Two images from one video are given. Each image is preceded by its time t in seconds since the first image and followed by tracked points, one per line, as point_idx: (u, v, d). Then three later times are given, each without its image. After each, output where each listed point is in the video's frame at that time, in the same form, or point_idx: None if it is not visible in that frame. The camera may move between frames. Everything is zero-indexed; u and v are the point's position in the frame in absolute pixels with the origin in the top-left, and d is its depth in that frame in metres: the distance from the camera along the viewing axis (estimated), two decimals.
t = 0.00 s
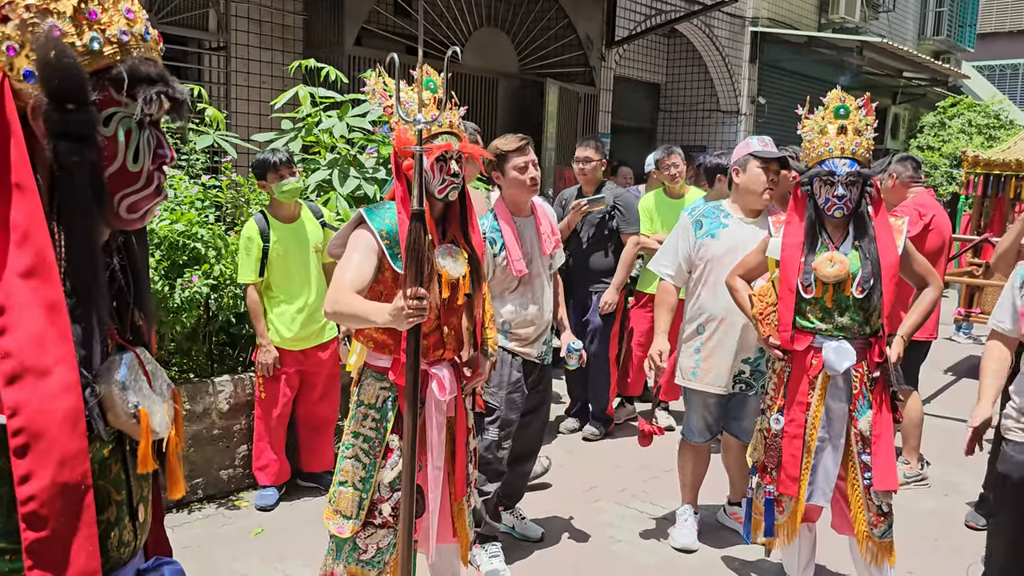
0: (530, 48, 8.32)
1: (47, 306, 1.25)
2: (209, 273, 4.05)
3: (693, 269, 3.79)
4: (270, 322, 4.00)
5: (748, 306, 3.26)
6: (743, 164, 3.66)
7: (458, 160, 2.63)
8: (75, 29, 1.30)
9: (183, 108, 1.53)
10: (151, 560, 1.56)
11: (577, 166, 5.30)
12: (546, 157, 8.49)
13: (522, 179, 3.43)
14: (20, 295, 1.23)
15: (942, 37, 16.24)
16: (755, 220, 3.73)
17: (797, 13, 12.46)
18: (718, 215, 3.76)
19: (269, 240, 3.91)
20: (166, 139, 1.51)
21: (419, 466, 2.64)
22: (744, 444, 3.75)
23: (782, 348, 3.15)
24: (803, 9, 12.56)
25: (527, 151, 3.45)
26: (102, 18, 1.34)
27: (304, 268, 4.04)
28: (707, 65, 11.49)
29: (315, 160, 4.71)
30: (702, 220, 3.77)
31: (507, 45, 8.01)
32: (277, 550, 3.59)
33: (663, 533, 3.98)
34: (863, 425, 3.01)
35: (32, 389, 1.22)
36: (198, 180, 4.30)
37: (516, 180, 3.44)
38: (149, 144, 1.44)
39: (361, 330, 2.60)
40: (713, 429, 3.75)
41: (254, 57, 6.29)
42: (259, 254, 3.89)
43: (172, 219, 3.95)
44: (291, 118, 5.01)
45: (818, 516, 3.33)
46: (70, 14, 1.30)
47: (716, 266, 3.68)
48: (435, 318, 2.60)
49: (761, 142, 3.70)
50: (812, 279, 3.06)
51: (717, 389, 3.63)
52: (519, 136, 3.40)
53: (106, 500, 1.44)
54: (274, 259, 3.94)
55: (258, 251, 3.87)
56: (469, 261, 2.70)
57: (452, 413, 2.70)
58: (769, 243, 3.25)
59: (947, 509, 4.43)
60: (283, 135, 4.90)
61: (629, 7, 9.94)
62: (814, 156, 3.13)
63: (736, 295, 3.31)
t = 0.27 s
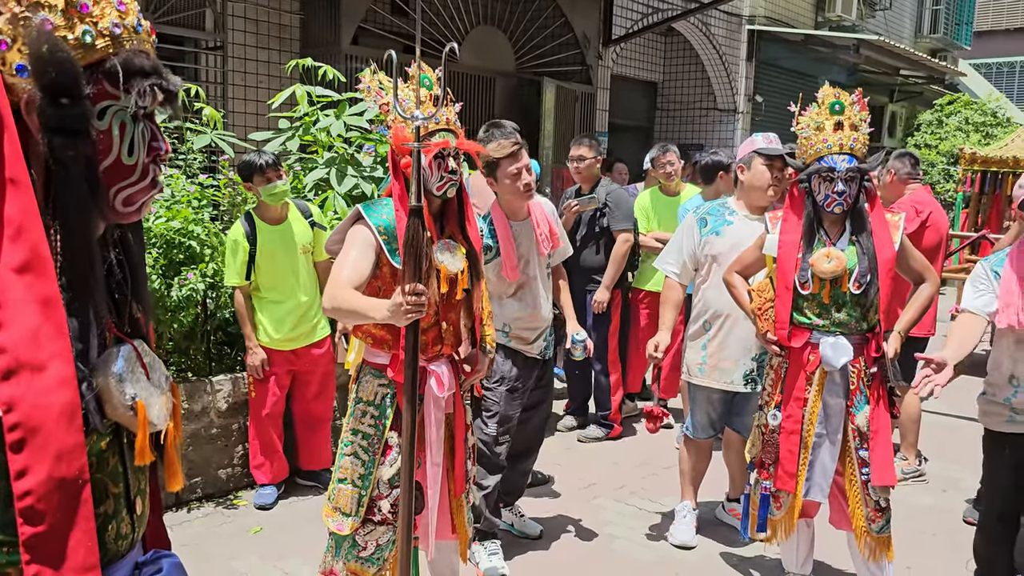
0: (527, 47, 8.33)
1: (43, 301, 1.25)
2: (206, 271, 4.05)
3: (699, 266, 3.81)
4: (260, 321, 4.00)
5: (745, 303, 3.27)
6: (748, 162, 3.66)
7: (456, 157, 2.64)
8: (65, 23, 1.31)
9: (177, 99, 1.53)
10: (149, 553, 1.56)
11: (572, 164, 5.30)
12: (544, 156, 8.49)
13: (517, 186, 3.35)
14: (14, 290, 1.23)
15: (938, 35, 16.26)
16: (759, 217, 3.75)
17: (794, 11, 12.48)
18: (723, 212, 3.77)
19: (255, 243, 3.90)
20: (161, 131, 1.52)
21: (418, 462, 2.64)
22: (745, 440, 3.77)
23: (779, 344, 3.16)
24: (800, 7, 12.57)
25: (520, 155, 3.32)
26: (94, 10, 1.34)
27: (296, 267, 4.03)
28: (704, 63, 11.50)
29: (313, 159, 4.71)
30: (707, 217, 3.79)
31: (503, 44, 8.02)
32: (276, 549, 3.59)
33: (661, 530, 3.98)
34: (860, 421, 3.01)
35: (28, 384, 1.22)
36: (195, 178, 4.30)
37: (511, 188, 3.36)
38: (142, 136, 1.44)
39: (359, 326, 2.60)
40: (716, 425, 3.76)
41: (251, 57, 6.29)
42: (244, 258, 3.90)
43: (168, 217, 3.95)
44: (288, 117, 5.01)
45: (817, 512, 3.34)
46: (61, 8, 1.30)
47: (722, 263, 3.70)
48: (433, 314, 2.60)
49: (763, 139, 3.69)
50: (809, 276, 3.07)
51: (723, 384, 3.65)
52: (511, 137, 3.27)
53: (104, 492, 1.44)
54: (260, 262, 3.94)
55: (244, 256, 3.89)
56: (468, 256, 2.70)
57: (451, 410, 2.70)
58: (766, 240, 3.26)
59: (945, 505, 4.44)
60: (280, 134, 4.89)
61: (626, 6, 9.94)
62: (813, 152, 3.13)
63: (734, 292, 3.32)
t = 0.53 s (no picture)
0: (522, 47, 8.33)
1: (33, 294, 1.25)
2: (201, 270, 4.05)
3: (699, 266, 3.81)
4: (252, 320, 3.99)
5: (740, 300, 3.27)
6: (746, 160, 3.68)
7: (450, 155, 2.64)
8: (44, 16, 1.32)
9: (166, 89, 1.53)
10: (144, 548, 1.56)
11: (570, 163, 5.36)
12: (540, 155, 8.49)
13: (510, 186, 3.34)
14: (5, 283, 1.23)
15: (933, 35, 16.30)
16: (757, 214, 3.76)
17: (789, 11, 12.50)
18: (723, 211, 3.78)
19: (250, 239, 3.90)
20: (149, 123, 1.52)
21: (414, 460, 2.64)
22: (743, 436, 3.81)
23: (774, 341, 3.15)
24: (795, 7, 12.59)
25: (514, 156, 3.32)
26: (74, 3, 1.35)
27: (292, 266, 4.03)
28: (700, 63, 11.51)
29: (308, 158, 4.71)
30: (707, 217, 3.80)
31: (499, 44, 8.02)
32: (272, 548, 3.59)
33: (657, 528, 3.98)
34: (856, 418, 3.02)
35: (20, 377, 1.22)
36: (190, 178, 4.29)
37: (504, 188, 3.36)
38: (130, 128, 1.44)
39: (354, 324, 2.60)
40: (716, 424, 3.76)
41: (246, 57, 6.29)
42: (239, 254, 3.88)
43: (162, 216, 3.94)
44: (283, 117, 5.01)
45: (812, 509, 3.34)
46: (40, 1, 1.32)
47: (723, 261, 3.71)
48: (428, 310, 2.60)
49: (760, 137, 3.70)
50: (804, 272, 3.07)
51: (724, 381, 3.66)
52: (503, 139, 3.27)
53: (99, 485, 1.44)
54: (255, 259, 3.93)
55: (238, 249, 3.88)
56: (462, 253, 2.70)
57: (446, 407, 2.70)
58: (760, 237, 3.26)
59: (940, 502, 4.45)
60: (275, 134, 4.89)
61: (621, 6, 9.95)
62: (809, 150, 3.12)
63: (728, 289, 3.31)
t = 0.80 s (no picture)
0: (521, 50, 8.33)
1: (26, 295, 1.25)
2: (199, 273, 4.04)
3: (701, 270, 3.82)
4: (254, 323, 4.00)
5: (738, 303, 3.26)
6: (744, 164, 3.70)
7: (447, 156, 2.64)
8: (31, 14, 1.33)
9: (160, 88, 1.54)
10: (140, 552, 1.56)
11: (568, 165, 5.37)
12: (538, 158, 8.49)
13: (507, 189, 3.35)
14: None
15: (931, 37, 16.33)
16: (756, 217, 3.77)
17: (787, 14, 12.51)
18: (723, 216, 3.78)
19: (253, 238, 3.91)
20: (145, 123, 1.52)
21: (411, 463, 2.64)
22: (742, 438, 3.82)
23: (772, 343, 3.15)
24: (793, 10, 12.61)
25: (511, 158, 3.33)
26: (62, 1, 1.35)
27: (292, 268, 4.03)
28: (698, 65, 11.52)
29: (306, 161, 4.71)
30: (707, 221, 3.79)
31: (497, 47, 8.03)
32: (269, 551, 3.59)
33: (655, 530, 3.98)
34: (855, 419, 3.02)
35: (14, 377, 1.22)
36: (188, 181, 4.29)
37: (500, 191, 3.36)
38: (122, 128, 1.44)
39: (352, 326, 2.60)
40: (716, 427, 3.75)
41: (245, 60, 6.29)
42: (242, 252, 3.88)
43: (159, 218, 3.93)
44: (281, 119, 5.00)
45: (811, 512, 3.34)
46: None
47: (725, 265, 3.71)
48: (426, 311, 2.59)
49: (760, 140, 3.64)
50: (803, 275, 3.07)
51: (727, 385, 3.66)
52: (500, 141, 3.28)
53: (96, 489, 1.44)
54: (257, 258, 3.94)
55: (241, 248, 3.87)
56: (460, 254, 2.70)
57: (443, 410, 2.70)
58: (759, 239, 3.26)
59: (938, 504, 4.45)
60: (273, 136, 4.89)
61: (620, 9, 9.96)
62: (807, 152, 3.12)
63: (727, 291, 3.31)
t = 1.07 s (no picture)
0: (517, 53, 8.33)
1: (24, 299, 1.24)
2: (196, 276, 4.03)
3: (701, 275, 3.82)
4: (257, 324, 3.99)
5: (736, 305, 3.26)
6: (742, 168, 3.71)
7: (445, 158, 2.63)
8: (30, 16, 1.32)
9: (159, 90, 1.54)
10: (138, 557, 1.55)
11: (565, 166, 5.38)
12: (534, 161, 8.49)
13: (503, 191, 3.35)
14: None
15: (926, 40, 16.38)
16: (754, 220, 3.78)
17: (783, 16, 12.54)
18: (721, 221, 3.79)
19: (258, 237, 3.93)
20: (143, 126, 1.52)
21: (409, 466, 2.63)
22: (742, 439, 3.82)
23: (770, 345, 3.15)
24: (789, 13, 12.64)
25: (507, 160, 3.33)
26: (61, 3, 1.34)
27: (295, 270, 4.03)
28: (694, 68, 11.54)
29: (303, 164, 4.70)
30: (706, 227, 3.81)
31: (494, 49, 8.03)
32: (267, 554, 3.58)
33: (653, 533, 3.98)
34: (853, 421, 3.02)
35: (12, 382, 1.21)
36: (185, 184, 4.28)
37: (496, 192, 3.37)
38: (121, 130, 1.44)
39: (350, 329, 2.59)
40: (722, 430, 3.72)
41: (241, 63, 6.28)
42: (247, 250, 3.91)
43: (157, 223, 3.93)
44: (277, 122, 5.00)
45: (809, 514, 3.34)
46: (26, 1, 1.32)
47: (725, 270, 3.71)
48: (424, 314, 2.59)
49: (756, 143, 3.63)
50: (801, 276, 3.07)
51: (729, 388, 3.66)
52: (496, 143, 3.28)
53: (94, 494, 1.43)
54: (262, 257, 3.95)
55: (246, 245, 3.90)
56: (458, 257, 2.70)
57: (441, 413, 2.70)
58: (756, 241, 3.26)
59: (935, 506, 4.45)
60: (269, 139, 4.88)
61: (616, 11, 9.98)
62: (803, 155, 3.12)
63: (725, 293, 3.31)
